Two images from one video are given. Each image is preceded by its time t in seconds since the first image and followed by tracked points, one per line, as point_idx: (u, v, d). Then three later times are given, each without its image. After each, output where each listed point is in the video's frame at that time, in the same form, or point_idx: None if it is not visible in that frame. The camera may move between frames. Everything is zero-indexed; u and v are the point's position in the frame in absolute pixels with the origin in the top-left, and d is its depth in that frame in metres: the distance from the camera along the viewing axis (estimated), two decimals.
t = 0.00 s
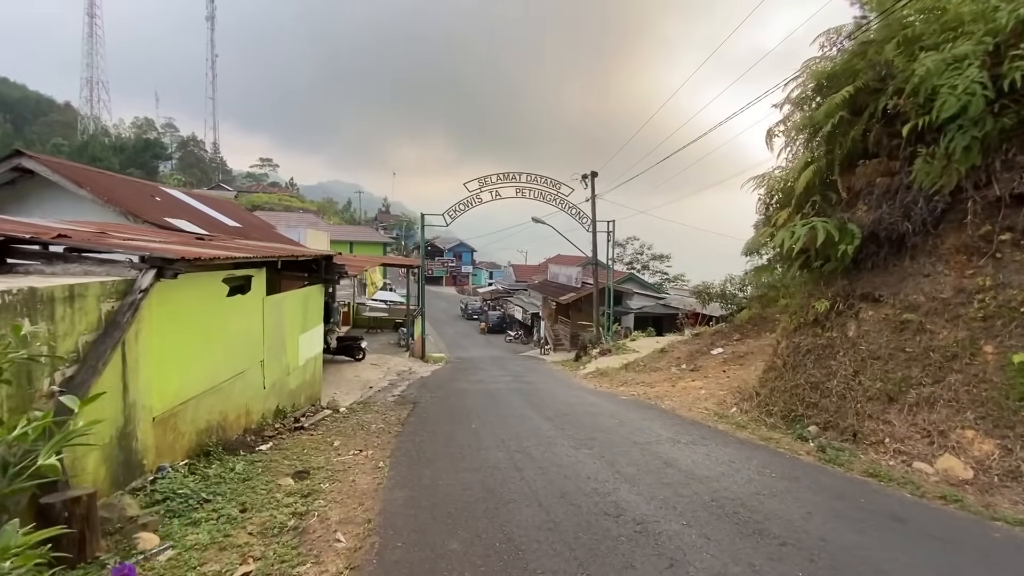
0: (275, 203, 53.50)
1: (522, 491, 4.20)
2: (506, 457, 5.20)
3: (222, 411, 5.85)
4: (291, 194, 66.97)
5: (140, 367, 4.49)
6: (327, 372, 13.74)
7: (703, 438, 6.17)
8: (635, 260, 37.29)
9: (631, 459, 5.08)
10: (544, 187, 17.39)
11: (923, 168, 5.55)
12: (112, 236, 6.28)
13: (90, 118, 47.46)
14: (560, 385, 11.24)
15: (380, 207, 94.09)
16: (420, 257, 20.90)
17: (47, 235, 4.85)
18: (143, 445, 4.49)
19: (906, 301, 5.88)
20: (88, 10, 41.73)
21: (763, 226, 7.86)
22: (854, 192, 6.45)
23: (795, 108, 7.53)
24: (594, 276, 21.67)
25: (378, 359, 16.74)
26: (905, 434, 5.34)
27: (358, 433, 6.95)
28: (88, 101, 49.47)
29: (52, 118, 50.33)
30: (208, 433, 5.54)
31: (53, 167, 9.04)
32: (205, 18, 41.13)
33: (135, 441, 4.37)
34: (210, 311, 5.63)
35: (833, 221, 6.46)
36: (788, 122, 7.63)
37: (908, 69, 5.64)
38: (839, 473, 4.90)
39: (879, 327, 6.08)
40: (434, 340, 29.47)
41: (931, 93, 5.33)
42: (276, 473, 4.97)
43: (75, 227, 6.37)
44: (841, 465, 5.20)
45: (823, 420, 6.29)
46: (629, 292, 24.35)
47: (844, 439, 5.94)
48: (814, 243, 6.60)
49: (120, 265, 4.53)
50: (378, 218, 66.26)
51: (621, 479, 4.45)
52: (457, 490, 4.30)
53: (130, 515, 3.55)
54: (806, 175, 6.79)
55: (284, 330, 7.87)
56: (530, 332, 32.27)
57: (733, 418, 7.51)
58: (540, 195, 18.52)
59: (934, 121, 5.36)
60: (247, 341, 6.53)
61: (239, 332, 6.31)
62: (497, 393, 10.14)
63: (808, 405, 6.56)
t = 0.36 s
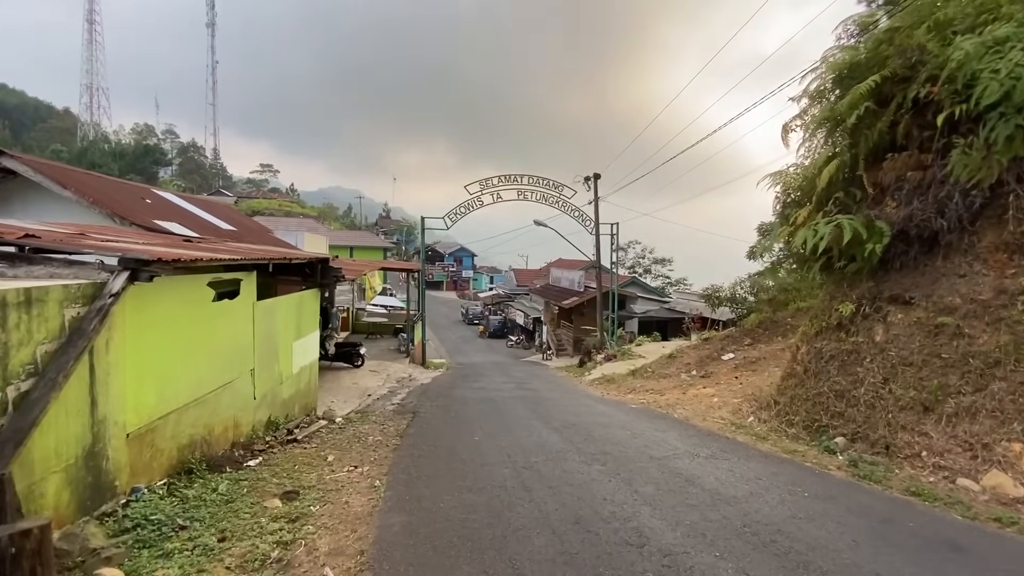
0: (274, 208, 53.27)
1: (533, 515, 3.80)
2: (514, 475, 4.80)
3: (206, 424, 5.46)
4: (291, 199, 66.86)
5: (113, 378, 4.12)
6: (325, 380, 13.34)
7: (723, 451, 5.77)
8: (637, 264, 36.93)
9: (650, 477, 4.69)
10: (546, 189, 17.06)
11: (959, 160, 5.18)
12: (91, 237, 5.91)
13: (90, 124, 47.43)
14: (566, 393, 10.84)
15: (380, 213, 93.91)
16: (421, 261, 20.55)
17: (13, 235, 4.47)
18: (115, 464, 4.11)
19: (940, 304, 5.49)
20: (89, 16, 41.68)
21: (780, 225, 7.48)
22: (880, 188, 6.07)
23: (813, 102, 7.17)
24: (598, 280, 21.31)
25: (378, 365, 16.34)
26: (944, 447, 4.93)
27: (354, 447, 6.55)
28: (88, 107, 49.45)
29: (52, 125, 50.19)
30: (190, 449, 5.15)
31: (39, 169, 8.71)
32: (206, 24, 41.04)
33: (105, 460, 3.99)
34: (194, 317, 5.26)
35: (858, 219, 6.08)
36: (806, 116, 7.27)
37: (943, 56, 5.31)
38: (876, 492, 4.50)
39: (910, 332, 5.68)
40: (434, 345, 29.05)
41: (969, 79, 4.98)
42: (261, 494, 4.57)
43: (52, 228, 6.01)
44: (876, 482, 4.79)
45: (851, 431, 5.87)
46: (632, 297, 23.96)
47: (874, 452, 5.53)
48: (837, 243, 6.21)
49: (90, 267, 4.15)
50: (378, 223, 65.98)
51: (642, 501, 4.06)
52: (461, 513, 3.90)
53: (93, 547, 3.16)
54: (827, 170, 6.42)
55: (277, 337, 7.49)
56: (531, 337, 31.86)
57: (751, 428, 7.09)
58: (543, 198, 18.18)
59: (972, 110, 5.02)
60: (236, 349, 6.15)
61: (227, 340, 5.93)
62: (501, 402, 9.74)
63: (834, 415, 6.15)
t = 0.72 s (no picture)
0: (275, 212, 53.04)
1: (553, 542, 3.39)
2: (528, 493, 4.39)
3: (193, 437, 5.07)
4: (291, 203, 66.65)
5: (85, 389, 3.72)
6: (325, 386, 12.94)
7: (751, 463, 5.36)
8: (640, 266, 36.54)
9: (678, 494, 4.28)
10: (551, 190, 16.71)
11: (1008, 146, 4.76)
12: (71, 237, 5.52)
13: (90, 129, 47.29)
14: (575, 399, 10.44)
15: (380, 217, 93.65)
16: (423, 264, 20.18)
17: None
18: (87, 485, 3.72)
19: (986, 303, 5.09)
20: (90, 21, 41.57)
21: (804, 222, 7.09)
22: (916, 179, 5.67)
23: (839, 91, 6.80)
24: (603, 282, 20.92)
25: (379, 370, 15.94)
26: (994, 458, 4.51)
27: (353, 459, 6.14)
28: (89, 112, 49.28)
29: (51, 130, 49.97)
30: (174, 465, 4.76)
31: (27, 168, 8.41)
32: (207, 29, 40.95)
33: (76, 481, 3.59)
34: (179, 322, 4.87)
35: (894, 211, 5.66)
36: (832, 106, 6.89)
37: (988, 35, 4.92)
38: (928, 509, 4.09)
39: (952, 333, 5.27)
40: (436, 349, 28.65)
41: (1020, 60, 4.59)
42: (251, 516, 4.16)
43: (32, 227, 5.68)
44: (922, 496, 4.37)
45: (887, 440, 5.45)
46: (637, 299, 23.56)
47: (914, 463, 5.09)
48: (869, 238, 5.82)
49: (60, 266, 3.78)
50: (380, 227, 65.73)
51: (674, 524, 3.65)
52: (473, 539, 3.49)
53: None
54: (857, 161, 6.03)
55: (272, 342, 7.09)
56: (534, 341, 31.47)
57: (775, 437, 6.67)
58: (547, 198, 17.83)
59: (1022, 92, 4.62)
60: (227, 355, 5.76)
61: (217, 345, 5.54)
62: (508, 408, 9.33)
63: (868, 424, 5.73)
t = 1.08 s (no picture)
0: (271, 214, 52.54)
1: None
2: (539, 515, 4.00)
3: (173, 454, 4.66)
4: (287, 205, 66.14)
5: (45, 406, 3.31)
6: (320, 391, 12.52)
7: (777, 475, 4.97)
8: (640, 265, 36.20)
9: (704, 515, 3.89)
10: (551, 188, 16.31)
11: None
12: (43, 236, 5.12)
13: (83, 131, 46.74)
14: (579, 404, 10.04)
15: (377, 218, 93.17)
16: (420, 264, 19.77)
17: None
18: (49, 514, 3.30)
19: None
20: (82, 21, 41.05)
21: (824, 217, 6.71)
22: (951, 170, 5.30)
23: (861, 78, 6.42)
24: (603, 281, 20.56)
25: (376, 374, 15.53)
26: None
27: (347, 474, 5.73)
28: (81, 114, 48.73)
29: (43, 132, 49.42)
30: (151, 485, 4.35)
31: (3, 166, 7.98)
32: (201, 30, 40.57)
33: (34, 511, 3.18)
34: (157, 329, 4.47)
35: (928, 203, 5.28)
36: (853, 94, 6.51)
37: None
38: (985, 533, 3.69)
39: (994, 335, 4.89)
40: (434, 351, 28.22)
41: None
42: (234, 545, 3.75)
43: None
44: (973, 516, 3.99)
45: (923, 450, 5.07)
46: (639, 299, 23.19)
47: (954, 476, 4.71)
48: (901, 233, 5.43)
49: (18, 270, 3.39)
50: (376, 228, 65.27)
51: (706, 553, 3.26)
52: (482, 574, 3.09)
53: None
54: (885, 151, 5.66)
55: (262, 348, 6.68)
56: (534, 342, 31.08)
57: (796, 445, 6.28)
58: (547, 197, 17.45)
59: None
60: (212, 363, 5.35)
61: (201, 353, 5.13)
62: (510, 415, 8.93)
63: (900, 432, 5.34)
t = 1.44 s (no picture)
0: (275, 218, 52.43)
1: None
2: (557, 535, 3.61)
3: (156, 467, 4.30)
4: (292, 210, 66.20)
5: None
6: (322, 397, 12.16)
7: (813, 487, 4.57)
8: (647, 267, 35.76)
9: (740, 534, 3.50)
10: (559, 187, 15.94)
11: None
12: (20, 234, 4.80)
13: (88, 136, 46.84)
14: (590, 409, 9.64)
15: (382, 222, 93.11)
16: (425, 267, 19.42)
17: None
18: (6, 539, 2.95)
19: None
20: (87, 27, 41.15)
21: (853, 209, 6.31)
22: (998, 154, 4.90)
23: (893, 60, 6.03)
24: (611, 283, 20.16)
25: (380, 378, 15.17)
26: None
27: (347, 487, 5.35)
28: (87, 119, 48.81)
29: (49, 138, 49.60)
30: (131, 502, 3.99)
31: None
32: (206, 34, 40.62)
33: None
34: (136, 331, 4.11)
35: (972, 190, 4.87)
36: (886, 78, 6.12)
37: None
38: None
39: None
40: (439, 355, 27.85)
41: None
42: (217, 570, 3.37)
43: None
44: None
45: (971, 459, 4.65)
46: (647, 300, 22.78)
47: (1010, 488, 4.29)
48: (943, 222, 5.03)
49: None
50: (381, 232, 65.11)
51: None
52: None
53: None
54: (923, 136, 5.26)
55: (256, 352, 6.32)
56: (540, 345, 30.68)
57: (827, 452, 5.86)
58: (554, 197, 17.09)
59: None
60: (201, 368, 5.00)
61: (188, 357, 4.79)
62: (518, 421, 8.54)
63: (944, 439, 4.91)
